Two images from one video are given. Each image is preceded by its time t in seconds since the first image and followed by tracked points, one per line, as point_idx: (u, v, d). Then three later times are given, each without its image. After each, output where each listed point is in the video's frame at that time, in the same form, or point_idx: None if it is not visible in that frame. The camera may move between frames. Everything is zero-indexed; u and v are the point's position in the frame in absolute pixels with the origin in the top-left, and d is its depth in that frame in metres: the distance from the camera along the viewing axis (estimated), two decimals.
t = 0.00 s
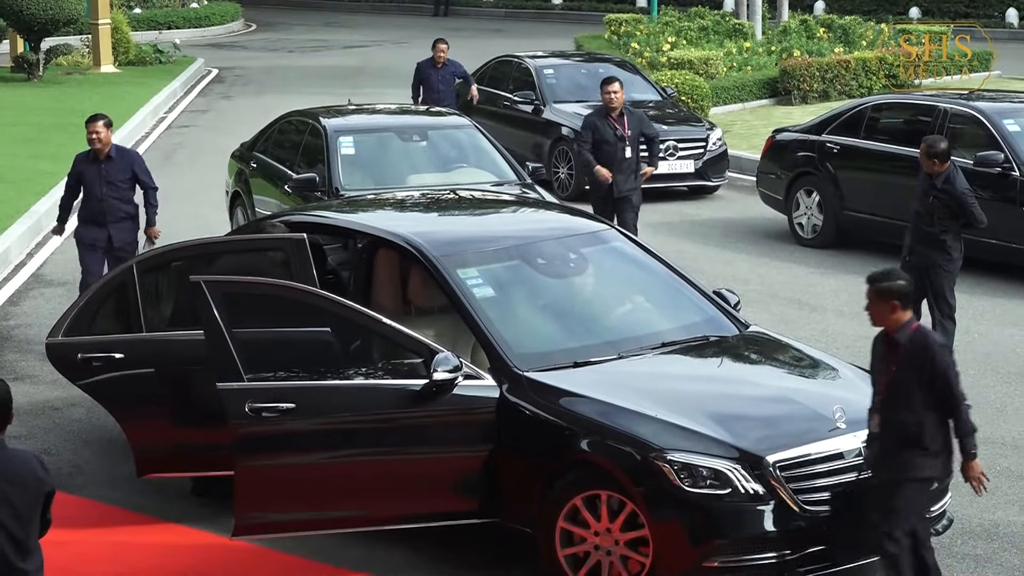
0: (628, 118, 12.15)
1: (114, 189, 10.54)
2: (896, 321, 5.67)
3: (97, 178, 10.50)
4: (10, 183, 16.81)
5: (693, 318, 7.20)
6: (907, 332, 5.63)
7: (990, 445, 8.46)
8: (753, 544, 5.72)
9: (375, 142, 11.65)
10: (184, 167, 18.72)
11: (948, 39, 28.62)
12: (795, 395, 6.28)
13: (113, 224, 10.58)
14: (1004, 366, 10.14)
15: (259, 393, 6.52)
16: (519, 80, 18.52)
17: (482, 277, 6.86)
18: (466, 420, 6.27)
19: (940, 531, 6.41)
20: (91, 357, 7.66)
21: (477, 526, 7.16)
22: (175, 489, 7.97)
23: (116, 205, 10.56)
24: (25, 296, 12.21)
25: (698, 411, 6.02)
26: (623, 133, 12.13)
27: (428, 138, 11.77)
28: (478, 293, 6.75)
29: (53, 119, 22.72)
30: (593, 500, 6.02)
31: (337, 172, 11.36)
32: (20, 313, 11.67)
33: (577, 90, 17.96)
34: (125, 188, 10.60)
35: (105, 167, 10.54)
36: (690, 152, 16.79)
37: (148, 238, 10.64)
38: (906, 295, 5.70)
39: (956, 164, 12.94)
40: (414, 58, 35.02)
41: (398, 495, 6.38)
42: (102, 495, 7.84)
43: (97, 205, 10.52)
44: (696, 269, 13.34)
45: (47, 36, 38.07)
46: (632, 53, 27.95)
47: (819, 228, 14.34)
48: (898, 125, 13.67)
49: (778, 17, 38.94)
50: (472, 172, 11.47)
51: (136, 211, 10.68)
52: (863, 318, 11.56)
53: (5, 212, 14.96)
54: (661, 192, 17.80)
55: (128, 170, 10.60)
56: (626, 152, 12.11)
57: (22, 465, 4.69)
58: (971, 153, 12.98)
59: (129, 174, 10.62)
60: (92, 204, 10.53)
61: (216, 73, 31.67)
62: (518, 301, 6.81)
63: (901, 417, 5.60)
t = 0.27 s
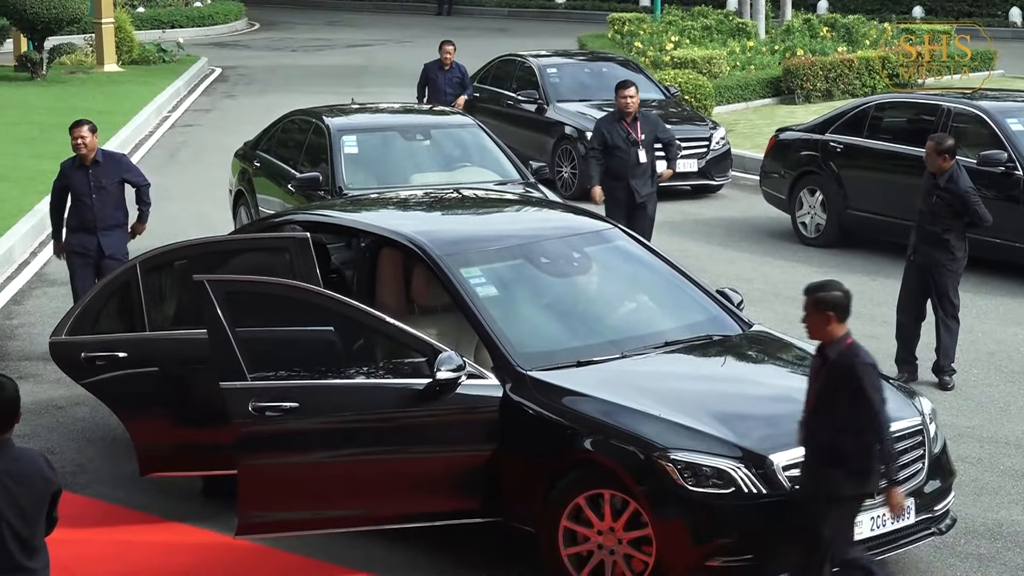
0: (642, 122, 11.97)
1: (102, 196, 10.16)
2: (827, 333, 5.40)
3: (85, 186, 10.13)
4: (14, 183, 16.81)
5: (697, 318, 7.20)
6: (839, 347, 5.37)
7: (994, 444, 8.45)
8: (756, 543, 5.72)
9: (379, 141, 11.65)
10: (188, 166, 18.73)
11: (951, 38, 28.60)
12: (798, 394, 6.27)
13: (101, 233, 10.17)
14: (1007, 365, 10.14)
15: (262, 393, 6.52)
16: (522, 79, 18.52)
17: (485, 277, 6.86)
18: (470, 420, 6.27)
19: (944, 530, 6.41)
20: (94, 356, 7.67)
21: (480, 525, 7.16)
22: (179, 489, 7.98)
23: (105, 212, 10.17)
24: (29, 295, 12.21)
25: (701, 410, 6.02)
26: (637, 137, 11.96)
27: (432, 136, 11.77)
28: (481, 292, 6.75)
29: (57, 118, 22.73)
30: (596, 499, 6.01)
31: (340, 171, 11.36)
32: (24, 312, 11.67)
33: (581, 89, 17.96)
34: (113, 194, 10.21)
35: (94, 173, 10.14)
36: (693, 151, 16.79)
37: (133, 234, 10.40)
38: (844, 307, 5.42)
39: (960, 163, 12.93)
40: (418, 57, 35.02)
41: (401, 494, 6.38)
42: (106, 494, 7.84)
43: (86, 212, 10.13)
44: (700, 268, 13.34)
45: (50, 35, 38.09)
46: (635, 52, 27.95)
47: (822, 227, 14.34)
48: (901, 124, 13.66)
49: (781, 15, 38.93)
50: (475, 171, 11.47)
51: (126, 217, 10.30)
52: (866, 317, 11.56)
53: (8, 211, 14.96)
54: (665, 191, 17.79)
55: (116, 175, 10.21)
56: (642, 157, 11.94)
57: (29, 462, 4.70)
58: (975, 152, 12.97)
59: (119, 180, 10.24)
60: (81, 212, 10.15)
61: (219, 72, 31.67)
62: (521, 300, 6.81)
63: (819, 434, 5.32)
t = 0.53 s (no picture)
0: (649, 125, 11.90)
1: (99, 198, 10.04)
2: (762, 330, 5.41)
3: (83, 189, 10.00)
4: (17, 183, 16.82)
5: (700, 319, 7.20)
6: (779, 341, 5.35)
7: (997, 445, 8.45)
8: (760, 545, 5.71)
9: (382, 142, 11.65)
10: (191, 166, 18.75)
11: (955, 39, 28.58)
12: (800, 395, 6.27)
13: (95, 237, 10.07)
14: (1010, 365, 10.13)
15: (265, 393, 6.51)
16: (525, 79, 18.52)
17: (488, 276, 6.86)
18: (472, 420, 6.28)
19: (947, 530, 6.41)
20: (97, 356, 7.67)
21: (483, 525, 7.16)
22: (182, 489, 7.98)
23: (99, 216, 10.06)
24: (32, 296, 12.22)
25: (704, 411, 6.02)
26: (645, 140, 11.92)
27: (434, 138, 11.77)
28: (484, 292, 6.75)
29: (60, 118, 22.74)
30: (601, 500, 6.01)
31: (343, 172, 11.36)
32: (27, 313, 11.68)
33: (584, 90, 17.96)
34: (111, 197, 10.11)
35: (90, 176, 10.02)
36: (696, 151, 16.79)
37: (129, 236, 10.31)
38: (776, 303, 5.38)
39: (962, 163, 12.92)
40: (421, 58, 35.02)
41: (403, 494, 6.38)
42: (109, 495, 7.85)
43: (84, 216, 10.01)
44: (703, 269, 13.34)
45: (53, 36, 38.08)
46: (638, 53, 27.95)
47: (826, 228, 14.34)
48: (905, 125, 13.65)
49: (784, 16, 38.92)
50: (478, 171, 11.48)
51: (122, 220, 10.22)
52: (869, 317, 11.56)
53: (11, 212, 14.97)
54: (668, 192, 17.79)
55: (114, 178, 10.11)
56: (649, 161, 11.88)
57: (35, 463, 4.71)
58: (978, 152, 12.96)
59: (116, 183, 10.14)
60: (77, 215, 10.02)
61: (222, 73, 31.68)
62: (524, 301, 6.81)
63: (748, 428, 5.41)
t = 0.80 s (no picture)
0: (648, 133, 11.41)
1: (98, 207, 9.96)
2: (675, 339, 5.14)
3: (83, 198, 9.92)
4: (18, 184, 16.82)
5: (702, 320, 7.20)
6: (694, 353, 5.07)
7: (999, 446, 8.45)
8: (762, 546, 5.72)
9: (384, 142, 11.65)
10: (193, 167, 18.75)
11: (957, 40, 28.57)
12: (803, 395, 6.27)
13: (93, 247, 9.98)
14: (1012, 366, 10.14)
15: (266, 394, 6.50)
16: (527, 80, 18.52)
17: (490, 278, 6.86)
18: (475, 420, 6.28)
19: (949, 531, 6.41)
20: (98, 356, 7.66)
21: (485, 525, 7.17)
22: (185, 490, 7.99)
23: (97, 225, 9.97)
24: (35, 296, 12.23)
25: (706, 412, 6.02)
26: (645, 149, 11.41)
27: (437, 138, 11.77)
28: (487, 293, 6.75)
29: (62, 119, 22.73)
30: (603, 501, 6.00)
31: (345, 172, 11.36)
32: (28, 313, 11.68)
33: (586, 90, 17.96)
34: (109, 207, 10.02)
35: (90, 183, 9.94)
36: (699, 152, 16.79)
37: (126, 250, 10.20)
38: (688, 313, 5.10)
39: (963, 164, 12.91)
40: (423, 58, 35.02)
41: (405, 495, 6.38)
42: (111, 495, 7.85)
43: (82, 225, 9.93)
44: (705, 269, 13.34)
45: (56, 36, 38.10)
46: (640, 53, 27.96)
47: (828, 229, 14.34)
48: (907, 125, 13.65)
49: (786, 16, 38.93)
50: (480, 172, 11.48)
51: (119, 230, 10.13)
52: (871, 318, 11.57)
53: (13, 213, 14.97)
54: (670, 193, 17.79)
55: (115, 191, 10.03)
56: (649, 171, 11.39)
57: (39, 462, 4.71)
58: (980, 153, 12.96)
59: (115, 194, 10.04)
60: (75, 223, 9.95)
61: (224, 74, 31.69)
62: (527, 302, 6.81)
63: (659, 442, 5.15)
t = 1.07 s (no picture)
0: (637, 134, 11.26)
1: (88, 211, 9.80)
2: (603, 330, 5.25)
3: (73, 201, 9.77)
4: (15, 184, 16.81)
5: (700, 319, 7.21)
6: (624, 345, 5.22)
7: (996, 446, 8.45)
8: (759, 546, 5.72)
9: (382, 142, 11.65)
10: (190, 167, 18.74)
11: (954, 40, 28.57)
12: (799, 395, 6.27)
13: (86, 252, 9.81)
14: (1009, 366, 10.14)
15: (264, 394, 6.50)
16: (524, 80, 18.51)
17: (487, 278, 6.87)
18: (472, 420, 6.28)
19: (946, 531, 6.41)
20: (95, 355, 7.64)
21: (482, 526, 7.17)
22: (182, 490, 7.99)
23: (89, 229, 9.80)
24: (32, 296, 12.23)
25: (703, 411, 6.02)
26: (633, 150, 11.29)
27: (434, 138, 11.77)
28: (484, 293, 6.76)
29: (59, 119, 22.72)
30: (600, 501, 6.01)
31: (342, 172, 11.36)
32: (26, 313, 11.68)
33: (583, 90, 17.94)
34: (100, 211, 9.84)
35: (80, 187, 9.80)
36: (696, 152, 16.79)
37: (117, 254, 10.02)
38: (603, 304, 5.22)
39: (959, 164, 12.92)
40: (421, 58, 35.01)
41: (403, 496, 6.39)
42: (108, 495, 7.85)
43: (73, 228, 9.75)
44: (702, 269, 13.35)
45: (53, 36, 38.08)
46: (637, 53, 27.96)
47: (825, 229, 14.34)
48: (904, 125, 13.65)
49: (783, 17, 38.95)
50: (477, 172, 11.48)
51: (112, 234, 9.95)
52: (868, 318, 11.58)
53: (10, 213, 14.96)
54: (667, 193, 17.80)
55: (107, 195, 9.89)
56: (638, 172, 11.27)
57: (37, 462, 4.71)
58: (977, 153, 12.97)
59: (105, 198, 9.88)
60: (66, 226, 9.76)
61: (222, 74, 31.68)
62: (524, 302, 6.82)
63: (587, 431, 5.25)
